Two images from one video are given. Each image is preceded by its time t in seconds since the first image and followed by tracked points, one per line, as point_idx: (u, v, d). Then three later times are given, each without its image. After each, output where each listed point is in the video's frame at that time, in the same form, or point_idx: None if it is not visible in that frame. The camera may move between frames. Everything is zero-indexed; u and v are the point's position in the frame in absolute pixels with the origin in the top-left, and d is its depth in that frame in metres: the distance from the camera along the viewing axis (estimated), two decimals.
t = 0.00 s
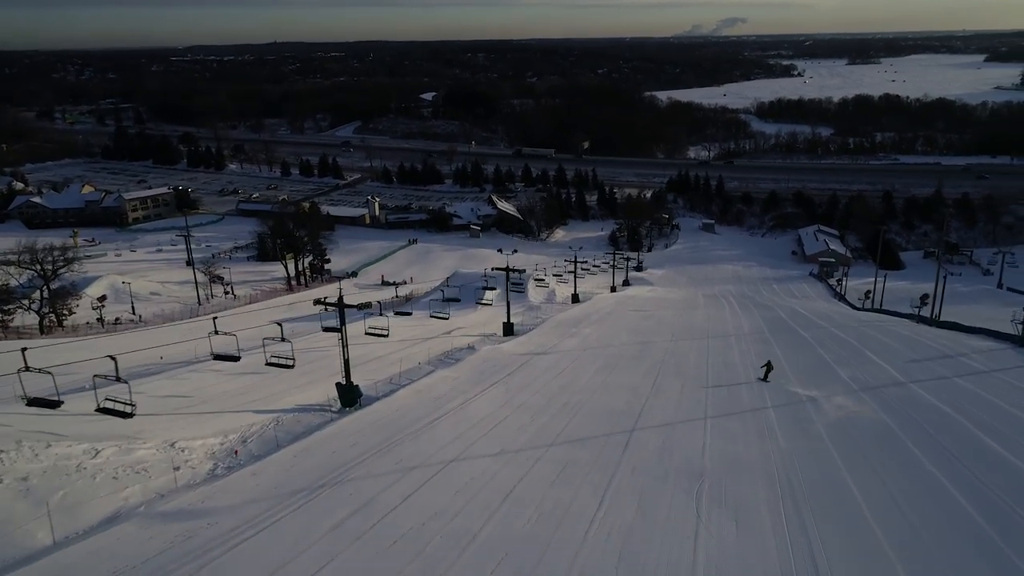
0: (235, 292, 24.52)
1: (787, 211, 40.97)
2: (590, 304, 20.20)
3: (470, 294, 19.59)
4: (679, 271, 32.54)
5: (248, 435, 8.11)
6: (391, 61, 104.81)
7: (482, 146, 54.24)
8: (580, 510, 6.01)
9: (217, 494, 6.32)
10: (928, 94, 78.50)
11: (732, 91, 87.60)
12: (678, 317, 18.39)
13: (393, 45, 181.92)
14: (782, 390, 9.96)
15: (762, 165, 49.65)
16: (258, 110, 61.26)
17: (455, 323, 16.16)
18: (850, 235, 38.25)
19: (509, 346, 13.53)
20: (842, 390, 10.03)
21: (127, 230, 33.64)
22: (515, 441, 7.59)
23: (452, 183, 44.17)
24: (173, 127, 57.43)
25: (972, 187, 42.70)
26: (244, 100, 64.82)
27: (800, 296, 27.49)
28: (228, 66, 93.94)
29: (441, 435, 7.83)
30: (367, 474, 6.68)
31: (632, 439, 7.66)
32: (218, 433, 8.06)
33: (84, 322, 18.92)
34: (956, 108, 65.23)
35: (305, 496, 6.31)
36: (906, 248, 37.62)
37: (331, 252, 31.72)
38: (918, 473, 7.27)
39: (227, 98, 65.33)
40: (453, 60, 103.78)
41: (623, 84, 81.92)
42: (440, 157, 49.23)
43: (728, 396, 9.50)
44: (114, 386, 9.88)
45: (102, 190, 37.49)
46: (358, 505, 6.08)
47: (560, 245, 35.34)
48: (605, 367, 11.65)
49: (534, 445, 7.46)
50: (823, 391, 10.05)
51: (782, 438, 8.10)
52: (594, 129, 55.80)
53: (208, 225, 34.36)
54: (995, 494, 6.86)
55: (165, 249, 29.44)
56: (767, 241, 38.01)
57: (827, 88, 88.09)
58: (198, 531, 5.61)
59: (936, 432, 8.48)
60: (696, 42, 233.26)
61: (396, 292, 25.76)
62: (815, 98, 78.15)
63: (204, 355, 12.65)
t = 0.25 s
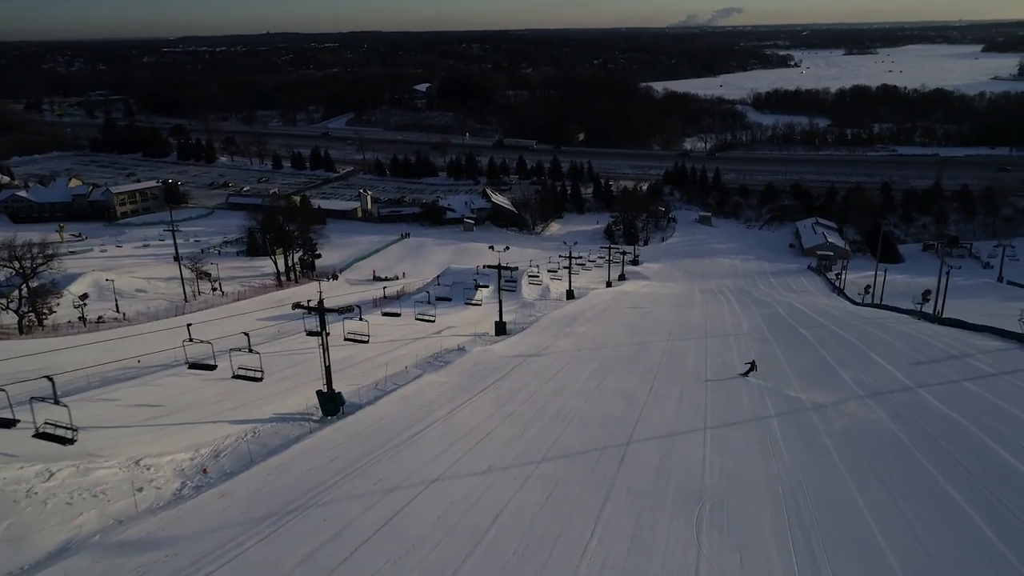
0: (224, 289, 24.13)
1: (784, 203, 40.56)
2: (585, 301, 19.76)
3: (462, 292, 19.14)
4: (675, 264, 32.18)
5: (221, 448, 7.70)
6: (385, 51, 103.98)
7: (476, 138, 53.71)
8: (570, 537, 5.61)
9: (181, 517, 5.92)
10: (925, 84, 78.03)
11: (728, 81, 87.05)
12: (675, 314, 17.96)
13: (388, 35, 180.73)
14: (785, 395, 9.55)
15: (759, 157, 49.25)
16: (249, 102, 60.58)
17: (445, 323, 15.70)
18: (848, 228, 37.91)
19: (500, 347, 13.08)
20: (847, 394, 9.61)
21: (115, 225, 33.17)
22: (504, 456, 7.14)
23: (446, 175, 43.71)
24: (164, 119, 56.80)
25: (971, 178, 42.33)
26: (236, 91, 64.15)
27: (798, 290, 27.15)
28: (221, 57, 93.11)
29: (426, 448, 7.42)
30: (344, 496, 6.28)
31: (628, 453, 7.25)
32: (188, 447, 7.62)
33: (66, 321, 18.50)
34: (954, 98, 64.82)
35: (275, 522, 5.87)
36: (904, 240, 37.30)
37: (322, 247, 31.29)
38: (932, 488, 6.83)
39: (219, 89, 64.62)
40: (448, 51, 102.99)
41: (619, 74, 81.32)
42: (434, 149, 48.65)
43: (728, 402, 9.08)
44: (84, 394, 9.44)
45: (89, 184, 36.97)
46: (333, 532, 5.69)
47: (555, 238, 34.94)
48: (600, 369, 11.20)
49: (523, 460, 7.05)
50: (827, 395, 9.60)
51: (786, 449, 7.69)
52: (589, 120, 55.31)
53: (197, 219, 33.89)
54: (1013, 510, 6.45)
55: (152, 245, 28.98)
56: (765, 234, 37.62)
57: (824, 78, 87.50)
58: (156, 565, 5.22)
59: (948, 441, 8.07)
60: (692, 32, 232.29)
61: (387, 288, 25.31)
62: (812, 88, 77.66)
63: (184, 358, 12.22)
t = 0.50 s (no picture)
0: (212, 285, 23.71)
1: (783, 196, 40.13)
2: (581, 298, 19.30)
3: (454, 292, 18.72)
4: (673, 258, 31.76)
5: (192, 464, 7.25)
6: (380, 41, 103.15)
7: (472, 129, 53.15)
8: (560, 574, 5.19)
9: (138, 548, 5.50)
10: (925, 75, 77.46)
11: (727, 72, 86.40)
12: (673, 312, 17.49)
13: (383, 26, 179.58)
14: (789, 402, 9.12)
15: (757, 149, 48.76)
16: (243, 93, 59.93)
17: (436, 322, 15.25)
18: (848, 221, 37.51)
19: (492, 349, 12.62)
20: (855, 401, 9.16)
21: (104, 219, 32.68)
22: (490, 478, 6.68)
23: (441, 168, 43.21)
24: (155, 111, 56.17)
25: (972, 170, 41.88)
26: (229, 82, 63.49)
27: (797, 285, 26.76)
28: (214, 48, 92.29)
29: (410, 466, 6.99)
30: (319, 525, 5.85)
31: (625, 472, 6.82)
32: (153, 465, 7.13)
33: (47, 320, 18.07)
34: (954, 89, 64.29)
35: (242, 554, 5.45)
36: (905, 233, 36.89)
37: (315, 241, 30.83)
38: (949, 511, 6.37)
39: (212, 80, 63.94)
40: (443, 42, 102.19)
41: (616, 65, 80.68)
42: (429, 141, 48.10)
43: (730, 411, 8.64)
44: (53, 402, 8.97)
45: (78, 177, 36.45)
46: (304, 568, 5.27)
47: (551, 232, 34.51)
48: (595, 374, 10.73)
49: (512, 481, 6.61)
50: (835, 401, 9.15)
51: (792, 464, 7.25)
52: (587, 111, 54.74)
53: (187, 213, 33.41)
54: None
55: (141, 239, 28.52)
56: (764, 227, 37.22)
57: (822, 69, 86.85)
58: None
59: (964, 453, 7.62)
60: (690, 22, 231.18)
61: (380, 284, 24.88)
62: (811, 79, 77.07)
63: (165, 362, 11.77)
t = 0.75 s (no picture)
0: (201, 281, 23.27)
1: (783, 188, 39.69)
2: (577, 295, 18.87)
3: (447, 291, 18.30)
4: (671, 252, 31.35)
5: (160, 483, 6.83)
6: (376, 31, 102.33)
7: (468, 120, 52.58)
8: None
9: None
10: (925, 65, 76.80)
11: (726, 62, 85.69)
12: (672, 310, 17.04)
13: (380, 15, 178.45)
14: (795, 410, 8.69)
15: (756, 140, 48.28)
16: (236, 83, 59.32)
17: (427, 323, 14.83)
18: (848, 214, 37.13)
19: (484, 352, 12.18)
20: (864, 408, 8.73)
21: (93, 212, 32.20)
22: (477, 503, 6.23)
23: (437, 160, 42.72)
24: (147, 102, 55.58)
25: (973, 162, 41.42)
26: (222, 73, 62.84)
27: (797, 280, 26.37)
28: (208, 38, 91.51)
29: (393, 486, 6.57)
30: (291, 557, 5.44)
31: (622, 494, 6.40)
32: (117, 486, 6.69)
33: (29, 319, 17.66)
34: (955, 79, 63.70)
35: None
36: (905, 226, 36.48)
37: (307, 235, 30.38)
38: (969, 538, 5.95)
39: (205, 71, 63.35)
40: (440, 32, 101.39)
41: (614, 55, 79.99)
42: (425, 133, 47.54)
43: (734, 422, 8.22)
44: (18, 411, 8.53)
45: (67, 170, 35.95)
46: None
47: (548, 225, 34.07)
48: (591, 379, 10.27)
49: (500, 504, 6.19)
50: (843, 409, 8.73)
51: (799, 481, 6.84)
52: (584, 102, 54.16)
53: (177, 207, 32.94)
54: None
55: (129, 234, 28.06)
56: (763, 221, 36.78)
57: (822, 59, 86.10)
58: None
59: (982, 468, 7.20)
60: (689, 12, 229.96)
61: (373, 281, 24.44)
62: (811, 69, 76.42)
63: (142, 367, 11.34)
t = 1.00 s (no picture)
0: (190, 278, 22.80)
1: (783, 180, 39.25)
2: (573, 292, 18.44)
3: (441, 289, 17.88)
4: (669, 246, 30.93)
5: (125, 506, 6.39)
6: (373, 22, 101.46)
7: (464, 112, 52.02)
8: None
9: None
10: (926, 56, 76.07)
11: (725, 53, 85.00)
12: (671, 308, 16.60)
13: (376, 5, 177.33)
14: (803, 423, 8.21)
15: (755, 131, 47.80)
16: (229, 75, 58.71)
17: (419, 323, 14.40)
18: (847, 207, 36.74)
19: (476, 355, 11.74)
20: (876, 420, 8.27)
21: (82, 206, 31.70)
22: (460, 536, 5.80)
23: (432, 152, 42.22)
24: (139, 93, 54.97)
25: (975, 154, 40.92)
26: (215, 64, 62.20)
27: (798, 274, 25.95)
28: (203, 29, 90.65)
29: (371, 517, 6.13)
30: None
31: (617, 524, 5.96)
32: (77, 510, 6.25)
33: (10, 319, 17.23)
34: (955, 70, 63.09)
35: None
36: (907, 219, 36.03)
37: (300, 230, 29.93)
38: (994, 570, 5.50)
39: (199, 62, 62.72)
40: (436, 22, 100.54)
41: (611, 46, 79.30)
42: (420, 124, 46.99)
43: (738, 438, 7.74)
44: None
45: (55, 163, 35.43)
46: None
47: (544, 219, 33.65)
48: (587, 387, 9.81)
49: (486, 540, 5.75)
50: (853, 420, 8.26)
51: (808, 506, 6.38)
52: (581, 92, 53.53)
53: (167, 200, 32.44)
54: None
55: (117, 229, 27.57)
56: (763, 214, 36.35)
57: (822, 49, 85.42)
58: None
59: (1004, 488, 6.74)
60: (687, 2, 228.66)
61: (366, 277, 24.00)
62: (811, 59, 75.74)
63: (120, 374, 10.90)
